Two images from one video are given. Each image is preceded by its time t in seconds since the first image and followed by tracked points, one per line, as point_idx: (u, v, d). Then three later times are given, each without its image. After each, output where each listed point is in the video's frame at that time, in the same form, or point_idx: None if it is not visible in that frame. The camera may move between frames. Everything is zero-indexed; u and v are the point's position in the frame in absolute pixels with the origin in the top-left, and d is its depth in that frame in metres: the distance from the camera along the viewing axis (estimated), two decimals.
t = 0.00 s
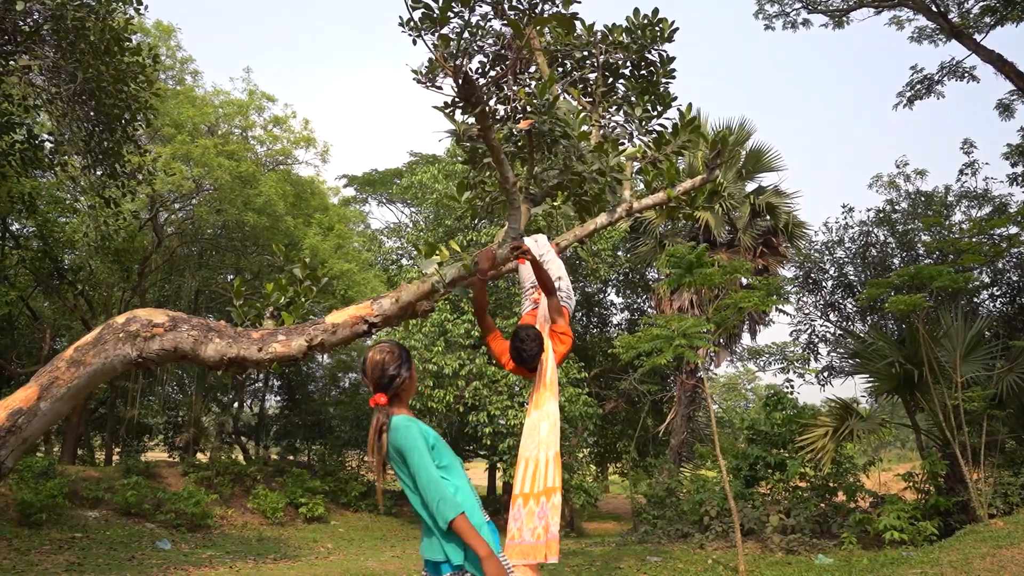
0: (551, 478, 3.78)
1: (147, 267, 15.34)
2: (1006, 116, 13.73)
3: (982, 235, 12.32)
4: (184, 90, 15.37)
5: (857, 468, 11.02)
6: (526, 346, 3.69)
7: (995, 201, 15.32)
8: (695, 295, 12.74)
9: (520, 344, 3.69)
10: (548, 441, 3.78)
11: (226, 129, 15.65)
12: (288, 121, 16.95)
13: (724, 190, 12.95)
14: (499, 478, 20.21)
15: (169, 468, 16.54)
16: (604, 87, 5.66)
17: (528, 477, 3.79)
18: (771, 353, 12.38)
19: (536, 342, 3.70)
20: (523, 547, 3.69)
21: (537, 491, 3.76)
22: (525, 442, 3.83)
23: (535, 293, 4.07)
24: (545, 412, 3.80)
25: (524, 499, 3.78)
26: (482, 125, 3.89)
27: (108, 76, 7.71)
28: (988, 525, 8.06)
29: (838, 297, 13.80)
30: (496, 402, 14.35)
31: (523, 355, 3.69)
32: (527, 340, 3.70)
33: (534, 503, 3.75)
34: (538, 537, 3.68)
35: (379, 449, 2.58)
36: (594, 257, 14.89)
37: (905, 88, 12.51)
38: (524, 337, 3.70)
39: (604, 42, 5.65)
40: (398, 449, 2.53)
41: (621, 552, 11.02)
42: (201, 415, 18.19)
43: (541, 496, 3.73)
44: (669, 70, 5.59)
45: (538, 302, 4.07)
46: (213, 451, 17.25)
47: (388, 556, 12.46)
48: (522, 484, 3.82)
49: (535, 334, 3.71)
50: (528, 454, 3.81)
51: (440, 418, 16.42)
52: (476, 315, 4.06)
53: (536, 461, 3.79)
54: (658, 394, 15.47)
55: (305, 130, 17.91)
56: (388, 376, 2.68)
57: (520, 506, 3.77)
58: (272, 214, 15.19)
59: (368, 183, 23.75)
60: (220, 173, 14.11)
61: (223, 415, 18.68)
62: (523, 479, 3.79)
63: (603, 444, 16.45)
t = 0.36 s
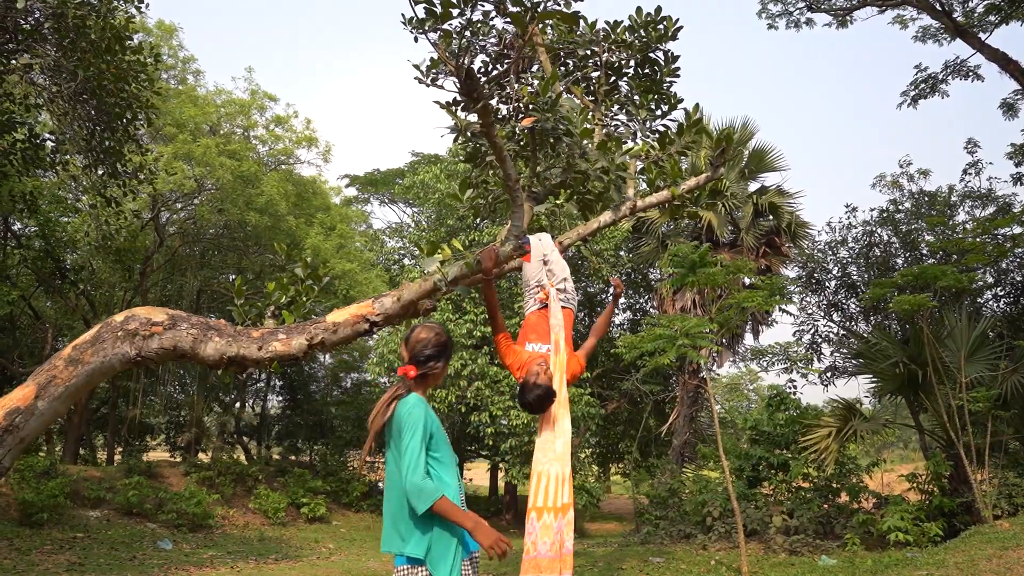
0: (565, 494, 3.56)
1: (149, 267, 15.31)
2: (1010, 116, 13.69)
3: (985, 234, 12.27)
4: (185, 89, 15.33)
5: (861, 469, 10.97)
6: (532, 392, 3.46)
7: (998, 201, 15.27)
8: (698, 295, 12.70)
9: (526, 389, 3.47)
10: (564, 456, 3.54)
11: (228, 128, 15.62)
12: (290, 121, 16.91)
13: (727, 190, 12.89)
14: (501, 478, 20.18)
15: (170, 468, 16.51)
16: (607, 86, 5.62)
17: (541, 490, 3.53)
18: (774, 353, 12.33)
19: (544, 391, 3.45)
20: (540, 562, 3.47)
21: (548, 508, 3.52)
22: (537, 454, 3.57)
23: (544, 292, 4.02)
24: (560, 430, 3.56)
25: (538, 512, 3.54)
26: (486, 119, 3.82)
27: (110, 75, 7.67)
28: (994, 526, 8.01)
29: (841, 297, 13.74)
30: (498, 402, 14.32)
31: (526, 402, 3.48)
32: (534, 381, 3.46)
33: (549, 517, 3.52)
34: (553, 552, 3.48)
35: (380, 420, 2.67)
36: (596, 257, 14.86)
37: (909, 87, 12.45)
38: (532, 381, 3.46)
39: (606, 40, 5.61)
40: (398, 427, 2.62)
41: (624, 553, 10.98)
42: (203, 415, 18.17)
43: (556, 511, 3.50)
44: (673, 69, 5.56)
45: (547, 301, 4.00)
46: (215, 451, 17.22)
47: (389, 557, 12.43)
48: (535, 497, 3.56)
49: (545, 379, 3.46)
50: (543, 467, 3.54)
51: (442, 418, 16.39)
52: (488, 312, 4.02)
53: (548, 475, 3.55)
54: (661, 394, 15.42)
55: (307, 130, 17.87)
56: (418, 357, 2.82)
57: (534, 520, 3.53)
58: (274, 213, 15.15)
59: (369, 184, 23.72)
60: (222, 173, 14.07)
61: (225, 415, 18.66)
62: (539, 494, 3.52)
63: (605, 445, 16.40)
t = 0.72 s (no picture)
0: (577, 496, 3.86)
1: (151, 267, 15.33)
2: (1012, 116, 13.68)
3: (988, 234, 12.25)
4: (187, 90, 15.33)
5: (863, 469, 10.96)
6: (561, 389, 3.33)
7: (1001, 201, 15.26)
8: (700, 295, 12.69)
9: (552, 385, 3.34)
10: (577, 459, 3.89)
11: (231, 129, 15.62)
12: (292, 122, 16.92)
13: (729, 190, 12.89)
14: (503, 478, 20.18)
15: (172, 469, 16.52)
16: (609, 87, 5.63)
17: (569, 493, 3.83)
18: (776, 354, 12.32)
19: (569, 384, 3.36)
20: (573, 562, 3.76)
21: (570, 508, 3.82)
22: (560, 458, 3.86)
23: (549, 293, 4.01)
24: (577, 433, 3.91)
25: (565, 516, 3.81)
26: (485, 119, 3.83)
27: (112, 76, 7.71)
28: (997, 526, 8.00)
29: (843, 297, 13.74)
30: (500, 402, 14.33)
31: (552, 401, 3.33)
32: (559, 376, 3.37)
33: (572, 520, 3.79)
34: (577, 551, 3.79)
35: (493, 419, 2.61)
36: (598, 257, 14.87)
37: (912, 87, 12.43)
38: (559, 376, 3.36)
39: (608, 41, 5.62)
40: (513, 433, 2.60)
41: (625, 553, 10.97)
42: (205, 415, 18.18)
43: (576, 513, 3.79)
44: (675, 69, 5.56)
45: (552, 302, 4.02)
46: (217, 451, 17.23)
47: (391, 557, 12.43)
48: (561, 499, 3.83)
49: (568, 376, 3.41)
50: (567, 470, 3.87)
51: (444, 419, 16.40)
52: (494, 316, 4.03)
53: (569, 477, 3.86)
54: (663, 395, 15.41)
55: (309, 130, 17.87)
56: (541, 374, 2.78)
57: (566, 524, 3.78)
58: (276, 213, 15.14)
59: (371, 184, 23.72)
60: (223, 174, 14.05)
61: (227, 415, 18.67)
62: (569, 496, 3.81)
63: (607, 445, 16.39)
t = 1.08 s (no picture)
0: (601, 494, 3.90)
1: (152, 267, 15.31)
2: (1014, 115, 13.66)
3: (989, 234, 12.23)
4: (188, 90, 15.31)
5: (864, 469, 10.95)
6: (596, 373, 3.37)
7: (1002, 201, 15.24)
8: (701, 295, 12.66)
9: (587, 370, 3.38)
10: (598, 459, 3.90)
11: (232, 129, 15.60)
12: (293, 121, 16.90)
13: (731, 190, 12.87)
14: (503, 478, 20.18)
15: (173, 468, 16.52)
16: (611, 86, 5.62)
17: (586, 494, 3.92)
18: (778, 353, 12.31)
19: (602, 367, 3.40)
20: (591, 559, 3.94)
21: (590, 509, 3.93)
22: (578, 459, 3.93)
23: (551, 294, 4.04)
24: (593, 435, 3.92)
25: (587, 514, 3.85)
26: (488, 120, 3.84)
27: (114, 76, 7.71)
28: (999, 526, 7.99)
29: (844, 297, 13.73)
30: (501, 402, 14.33)
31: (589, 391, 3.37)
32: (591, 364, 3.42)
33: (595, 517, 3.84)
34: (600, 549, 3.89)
35: (656, 415, 2.88)
36: (599, 257, 14.86)
37: (913, 87, 12.42)
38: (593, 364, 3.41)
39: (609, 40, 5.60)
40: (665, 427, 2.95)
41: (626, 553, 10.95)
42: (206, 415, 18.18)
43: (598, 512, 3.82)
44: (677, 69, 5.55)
45: (552, 302, 4.04)
46: (218, 451, 17.24)
47: (392, 557, 12.41)
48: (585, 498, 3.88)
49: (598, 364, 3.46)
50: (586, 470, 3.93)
51: (445, 418, 16.40)
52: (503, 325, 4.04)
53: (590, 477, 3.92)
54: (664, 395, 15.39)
55: (310, 130, 17.83)
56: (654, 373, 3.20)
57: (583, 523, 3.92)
58: (277, 213, 15.12)
59: (372, 184, 23.70)
60: (225, 173, 14.04)
61: (228, 414, 18.66)
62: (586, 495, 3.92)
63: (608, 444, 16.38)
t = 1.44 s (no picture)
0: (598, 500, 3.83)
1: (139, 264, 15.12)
2: (1004, 116, 13.70)
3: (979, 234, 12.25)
4: (177, 85, 15.12)
5: (855, 468, 10.95)
6: (597, 398, 3.45)
7: (992, 201, 15.30)
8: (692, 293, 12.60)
9: (588, 395, 3.44)
10: (596, 465, 3.76)
11: (221, 124, 15.44)
12: (283, 118, 16.75)
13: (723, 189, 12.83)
14: (493, 477, 20.12)
15: (160, 467, 16.34)
16: (607, 82, 5.56)
17: (583, 499, 3.81)
18: (770, 352, 12.30)
19: (602, 392, 3.47)
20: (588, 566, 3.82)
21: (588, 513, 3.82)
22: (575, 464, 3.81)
23: (548, 292, 3.95)
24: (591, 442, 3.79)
25: (582, 520, 3.82)
26: (483, 111, 3.80)
27: (100, 69, 7.56)
28: (992, 526, 7.99)
29: (835, 296, 13.75)
30: (492, 401, 14.26)
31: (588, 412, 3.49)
32: (591, 386, 3.46)
33: (591, 523, 3.81)
34: (598, 557, 3.80)
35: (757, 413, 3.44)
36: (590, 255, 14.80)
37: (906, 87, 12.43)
38: (591, 387, 3.45)
39: (605, 35, 5.54)
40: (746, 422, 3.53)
41: (617, 552, 10.88)
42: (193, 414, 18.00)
43: (596, 519, 3.79)
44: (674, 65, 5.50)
45: (548, 300, 3.95)
46: (206, 449, 17.07)
47: (382, 557, 12.30)
48: (582, 504, 3.82)
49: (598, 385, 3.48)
50: (582, 477, 3.78)
51: (435, 417, 16.30)
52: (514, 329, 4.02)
53: (587, 484, 3.79)
54: (654, 394, 15.36)
55: (300, 126, 17.67)
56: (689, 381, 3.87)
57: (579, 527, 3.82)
58: (266, 210, 14.98)
59: (362, 181, 23.55)
60: (213, 169, 13.88)
61: (216, 413, 18.47)
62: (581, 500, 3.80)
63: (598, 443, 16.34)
